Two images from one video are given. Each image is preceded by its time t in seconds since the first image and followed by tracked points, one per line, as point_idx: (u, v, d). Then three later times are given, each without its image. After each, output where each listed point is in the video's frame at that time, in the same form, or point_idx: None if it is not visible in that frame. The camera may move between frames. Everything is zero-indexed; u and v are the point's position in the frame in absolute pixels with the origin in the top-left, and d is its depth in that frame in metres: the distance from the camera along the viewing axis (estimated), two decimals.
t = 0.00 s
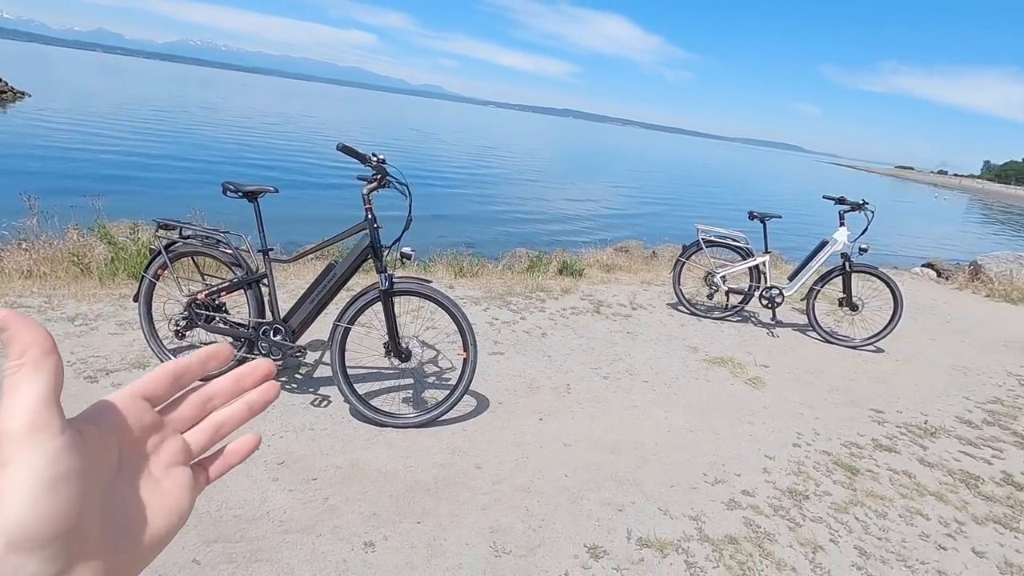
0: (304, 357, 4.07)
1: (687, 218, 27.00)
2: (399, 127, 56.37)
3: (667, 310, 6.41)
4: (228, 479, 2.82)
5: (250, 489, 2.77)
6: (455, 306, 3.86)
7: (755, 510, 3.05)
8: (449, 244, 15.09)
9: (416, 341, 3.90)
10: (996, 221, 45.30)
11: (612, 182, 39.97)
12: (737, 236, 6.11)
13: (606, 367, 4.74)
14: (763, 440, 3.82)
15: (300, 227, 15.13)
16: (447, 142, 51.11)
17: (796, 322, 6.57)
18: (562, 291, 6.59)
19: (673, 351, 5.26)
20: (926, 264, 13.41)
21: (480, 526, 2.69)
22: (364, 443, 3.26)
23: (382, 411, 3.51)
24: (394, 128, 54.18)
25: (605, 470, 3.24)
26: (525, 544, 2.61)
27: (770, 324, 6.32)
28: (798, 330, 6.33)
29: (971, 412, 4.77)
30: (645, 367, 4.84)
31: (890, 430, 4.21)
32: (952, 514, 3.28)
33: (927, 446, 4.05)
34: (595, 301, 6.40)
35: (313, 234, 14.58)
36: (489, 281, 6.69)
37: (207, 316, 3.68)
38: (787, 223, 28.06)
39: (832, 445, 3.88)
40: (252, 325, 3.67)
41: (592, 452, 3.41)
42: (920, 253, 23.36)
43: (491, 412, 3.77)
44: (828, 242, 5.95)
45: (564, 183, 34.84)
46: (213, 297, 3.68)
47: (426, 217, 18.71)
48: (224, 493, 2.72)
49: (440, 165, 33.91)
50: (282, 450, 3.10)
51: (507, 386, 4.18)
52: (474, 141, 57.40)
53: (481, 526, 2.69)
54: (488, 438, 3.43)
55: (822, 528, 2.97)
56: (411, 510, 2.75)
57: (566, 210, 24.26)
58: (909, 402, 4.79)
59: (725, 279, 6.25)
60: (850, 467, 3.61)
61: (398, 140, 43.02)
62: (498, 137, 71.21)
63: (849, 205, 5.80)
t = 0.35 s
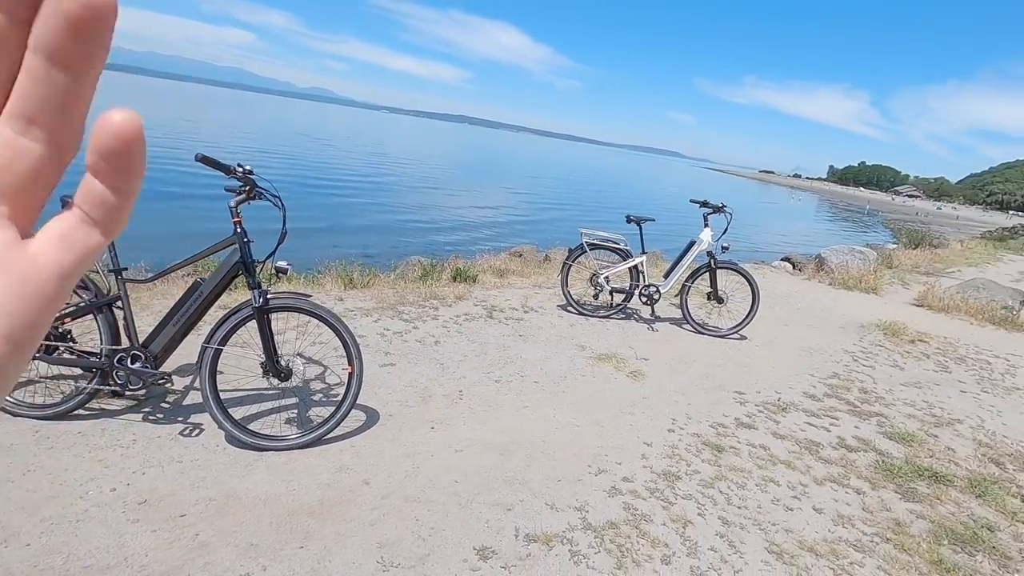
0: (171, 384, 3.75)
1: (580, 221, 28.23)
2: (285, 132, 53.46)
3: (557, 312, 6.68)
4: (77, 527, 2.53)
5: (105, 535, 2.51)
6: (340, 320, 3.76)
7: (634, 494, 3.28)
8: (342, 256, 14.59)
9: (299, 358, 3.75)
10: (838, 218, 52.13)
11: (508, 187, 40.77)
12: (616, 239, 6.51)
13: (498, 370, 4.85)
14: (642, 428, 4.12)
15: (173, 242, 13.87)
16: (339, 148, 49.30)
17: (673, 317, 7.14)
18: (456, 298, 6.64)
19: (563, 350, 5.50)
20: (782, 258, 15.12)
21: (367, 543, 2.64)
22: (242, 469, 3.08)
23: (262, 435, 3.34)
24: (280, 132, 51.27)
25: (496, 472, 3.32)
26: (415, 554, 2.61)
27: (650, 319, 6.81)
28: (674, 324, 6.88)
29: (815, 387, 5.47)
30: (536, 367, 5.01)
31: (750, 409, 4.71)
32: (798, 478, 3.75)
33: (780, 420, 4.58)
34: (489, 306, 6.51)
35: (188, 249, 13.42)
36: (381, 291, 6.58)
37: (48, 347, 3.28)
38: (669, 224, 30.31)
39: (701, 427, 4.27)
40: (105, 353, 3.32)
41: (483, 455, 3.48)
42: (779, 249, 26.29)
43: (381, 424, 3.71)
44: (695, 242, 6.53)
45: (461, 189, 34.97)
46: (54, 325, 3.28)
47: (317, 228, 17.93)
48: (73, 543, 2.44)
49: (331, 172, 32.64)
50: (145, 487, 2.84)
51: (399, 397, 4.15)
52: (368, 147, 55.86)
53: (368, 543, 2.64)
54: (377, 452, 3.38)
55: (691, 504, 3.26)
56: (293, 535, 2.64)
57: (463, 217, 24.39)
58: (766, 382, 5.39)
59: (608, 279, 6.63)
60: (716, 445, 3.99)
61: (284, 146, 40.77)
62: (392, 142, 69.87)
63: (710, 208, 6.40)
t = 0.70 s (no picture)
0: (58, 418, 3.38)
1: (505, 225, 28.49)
2: (188, 139, 50.05)
3: (483, 315, 6.69)
4: None
5: None
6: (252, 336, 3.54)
7: (563, 490, 3.33)
8: (257, 270, 13.84)
9: (207, 379, 3.49)
10: (743, 214, 56.01)
11: (430, 192, 40.42)
12: (538, 240, 6.60)
13: (425, 378, 4.78)
14: (569, 425, 4.20)
15: (60, 263, 12.58)
16: (249, 155, 46.77)
17: (596, 314, 7.35)
18: (379, 306, 6.48)
19: (491, 353, 5.51)
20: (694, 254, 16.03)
21: (290, 569, 2.51)
22: (145, 504, 2.83)
23: (168, 465, 3.08)
24: (181, 140, 47.89)
25: (426, 481, 3.27)
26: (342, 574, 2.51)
27: (574, 318, 6.97)
28: (597, 321, 7.09)
29: (728, 373, 5.83)
30: (464, 372, 4.99)
31: (670, 398, 4.94)
32: (715, 460, 3.98)
33: (698, 407, 4.84)
34: (414, 313, 6.41)
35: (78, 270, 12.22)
36: (299, 304, 6.29)
37: None
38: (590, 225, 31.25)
39: (626, 419, 4.43)
40: None
41: (411, 465, 3.41)
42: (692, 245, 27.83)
43: (302, 443, 3.54)
44: (613, 240, 6.75)
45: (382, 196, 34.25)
46: None
47: (228, 241, 16.91)
48: None
49: (241, 181, 30.91)
50: (28, 534, 2.54)
51: (321, 412, 3.98)
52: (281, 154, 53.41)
53: (291, 568, 2.51)
54: (297, 472, 3.22)
55: (618, 494, 3.36)
56: (205, 569, 2.46)
57: (386, 224, 23.91)
58: (684, 372, 5.67)
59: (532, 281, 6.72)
60: (640, 436, 4.15)
61: (187, 154, 38.12)
62: (308, 149, 67.24)
63: (626, 208, 6.63)
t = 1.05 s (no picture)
0: None
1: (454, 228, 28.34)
2: (114, 143, 47.15)
3: (434, 319, 6.61)
4: None
5: None
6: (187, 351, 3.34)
7: (519, 492, 3.32)
8: (194, 282, 13.18)
9: (137, 399, 3.27)
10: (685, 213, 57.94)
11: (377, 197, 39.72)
12: (487, 243, 6.58)
13: (375, 386, 4.67)
14: (523, 427, 4.20)
15: None
16: (182, 159, 44.53)
17: (547, 315, 7.41)
18: (325, 314, 6.29)
19: (443, 358, 5.46)
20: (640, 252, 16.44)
21: None
22: (71, 537, 2.63)
23: (96, 493, 2.87)
24: (106, 144, 45.05)
25: (378, 492, 3.18)
26: None
27: (525, 319, 7.00)
28: (548, 321, 7.15)
29: (676, 367, 5.99)
30: (414, 378, 4.90)
31: (621, 395, 5.03)
32: (665, 454, 4.07)
33: (648, 402, 4.95)
34: (362, 320, 6.25)
35: None
36: (239, 314, 6.02)
37: None
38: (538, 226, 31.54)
39: (579, 417, 4.47)
40: None
41: (363, 477, 3.32)
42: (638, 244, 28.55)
43: (245, 461, 3.38)
44: (562, 241, 6.81)
45: (327, 201, 33.35)
46: None
47: (160, 251, 16.02)
48: None
49: (174, 188, 29.40)
50: None
51: (265, 427, 3.81)
52: (218, 158, 51.17)
53: None
54: (241, 492, 3.06)
55: (573, 493, 3.39)
56: None
57: (331, 230, 23.31)
58: (634, 368, 5.79)
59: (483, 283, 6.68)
60: (593, 433, 4.21)
61: (112, 159, 35.89)
62: (246, 153, 64.69)
63: (573, 209, 6.71)
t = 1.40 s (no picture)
0: None
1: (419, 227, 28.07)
2: (55, 142, 44.80)
3: (398, 320, 6.50)
4: None
5: None
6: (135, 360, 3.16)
7: (488, 494, 3.28)
8: (145, 287, 12.63)
9: (80, 412, 3.08)
10: (647, 210, 58.97)
11: (339, 196, 38.96)
12: (451, 241, 6.49)
13: (339, 390, 4.54)
14: (491, 427, 4.16)
15: None
16: (131, 159, 42.67)
17: (513, 313, 7.39)
18: (285, 317, 6.10)
19: (409, 359, 5.36)
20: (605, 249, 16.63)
21: None
22: (7, 563, 2.45)
23: (36, 514, 2.68)
24: (47, 143, 42.78)
25: (343, 500, 3.09)
26: None
27: (492, 318, 6.95)
28: (515, 319, 7.12)
29: (641, 362, 6.06)
30: (379, 381, 4.80)
31: (589, 391, 5.04)
32: (633, 448, 4.10)
33: (615, 397, 4.98)
34: (324, 323, 6.09)
35: None
36: (193, 320, 5.77)
37: None
38: (503, 225, 31.56)
39: (547, 415, 4.46)
40: None
41: (327, 484, 3.22)
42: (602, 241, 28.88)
43: (200, 473, 3.23)
44: (526, 239, 6.77)
45: (286, 202, 32.53)
46: None
47: (108, 256, 15.30)
48: None
49: (122, 189, 28.13)
50: None
51: (221, 437, 3.65)
52: (169, 158, 49.22)
53: None
54: (196, 506, 2.92)
55: (543, 491, 3.36)
56: None
57: (292, 232, 22.73)
58: (600, 364, 5.83)
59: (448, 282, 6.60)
60: (562, 431, 4.20)
61: (54, 159, 34.07)
62: (199, 151, 62.46)
63: (537, 206, 6.68)
